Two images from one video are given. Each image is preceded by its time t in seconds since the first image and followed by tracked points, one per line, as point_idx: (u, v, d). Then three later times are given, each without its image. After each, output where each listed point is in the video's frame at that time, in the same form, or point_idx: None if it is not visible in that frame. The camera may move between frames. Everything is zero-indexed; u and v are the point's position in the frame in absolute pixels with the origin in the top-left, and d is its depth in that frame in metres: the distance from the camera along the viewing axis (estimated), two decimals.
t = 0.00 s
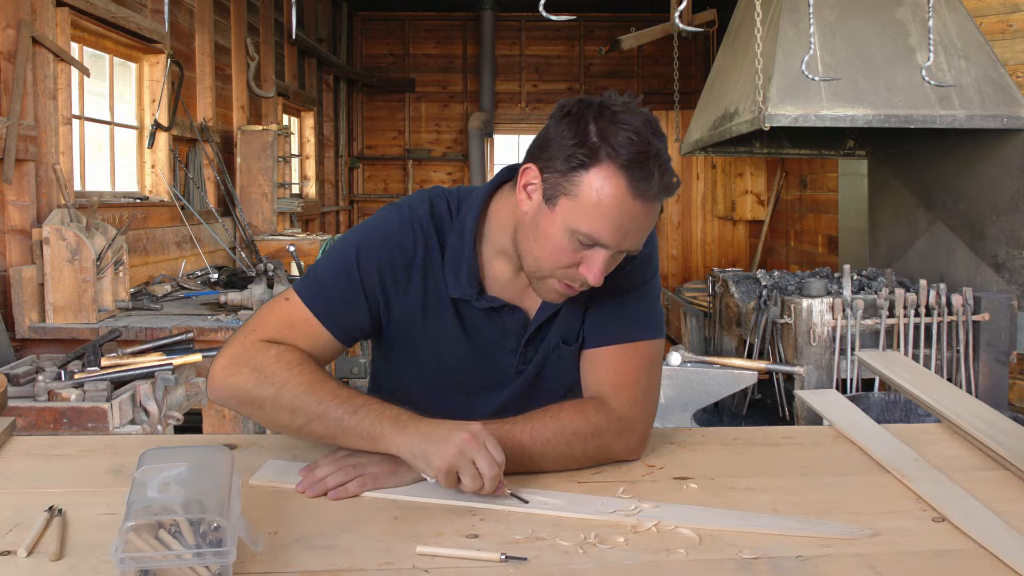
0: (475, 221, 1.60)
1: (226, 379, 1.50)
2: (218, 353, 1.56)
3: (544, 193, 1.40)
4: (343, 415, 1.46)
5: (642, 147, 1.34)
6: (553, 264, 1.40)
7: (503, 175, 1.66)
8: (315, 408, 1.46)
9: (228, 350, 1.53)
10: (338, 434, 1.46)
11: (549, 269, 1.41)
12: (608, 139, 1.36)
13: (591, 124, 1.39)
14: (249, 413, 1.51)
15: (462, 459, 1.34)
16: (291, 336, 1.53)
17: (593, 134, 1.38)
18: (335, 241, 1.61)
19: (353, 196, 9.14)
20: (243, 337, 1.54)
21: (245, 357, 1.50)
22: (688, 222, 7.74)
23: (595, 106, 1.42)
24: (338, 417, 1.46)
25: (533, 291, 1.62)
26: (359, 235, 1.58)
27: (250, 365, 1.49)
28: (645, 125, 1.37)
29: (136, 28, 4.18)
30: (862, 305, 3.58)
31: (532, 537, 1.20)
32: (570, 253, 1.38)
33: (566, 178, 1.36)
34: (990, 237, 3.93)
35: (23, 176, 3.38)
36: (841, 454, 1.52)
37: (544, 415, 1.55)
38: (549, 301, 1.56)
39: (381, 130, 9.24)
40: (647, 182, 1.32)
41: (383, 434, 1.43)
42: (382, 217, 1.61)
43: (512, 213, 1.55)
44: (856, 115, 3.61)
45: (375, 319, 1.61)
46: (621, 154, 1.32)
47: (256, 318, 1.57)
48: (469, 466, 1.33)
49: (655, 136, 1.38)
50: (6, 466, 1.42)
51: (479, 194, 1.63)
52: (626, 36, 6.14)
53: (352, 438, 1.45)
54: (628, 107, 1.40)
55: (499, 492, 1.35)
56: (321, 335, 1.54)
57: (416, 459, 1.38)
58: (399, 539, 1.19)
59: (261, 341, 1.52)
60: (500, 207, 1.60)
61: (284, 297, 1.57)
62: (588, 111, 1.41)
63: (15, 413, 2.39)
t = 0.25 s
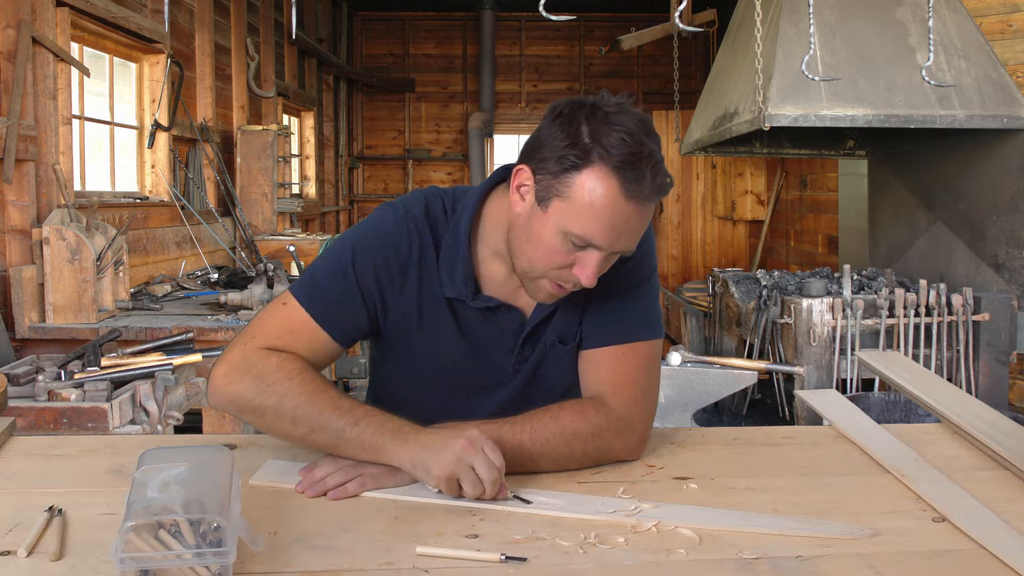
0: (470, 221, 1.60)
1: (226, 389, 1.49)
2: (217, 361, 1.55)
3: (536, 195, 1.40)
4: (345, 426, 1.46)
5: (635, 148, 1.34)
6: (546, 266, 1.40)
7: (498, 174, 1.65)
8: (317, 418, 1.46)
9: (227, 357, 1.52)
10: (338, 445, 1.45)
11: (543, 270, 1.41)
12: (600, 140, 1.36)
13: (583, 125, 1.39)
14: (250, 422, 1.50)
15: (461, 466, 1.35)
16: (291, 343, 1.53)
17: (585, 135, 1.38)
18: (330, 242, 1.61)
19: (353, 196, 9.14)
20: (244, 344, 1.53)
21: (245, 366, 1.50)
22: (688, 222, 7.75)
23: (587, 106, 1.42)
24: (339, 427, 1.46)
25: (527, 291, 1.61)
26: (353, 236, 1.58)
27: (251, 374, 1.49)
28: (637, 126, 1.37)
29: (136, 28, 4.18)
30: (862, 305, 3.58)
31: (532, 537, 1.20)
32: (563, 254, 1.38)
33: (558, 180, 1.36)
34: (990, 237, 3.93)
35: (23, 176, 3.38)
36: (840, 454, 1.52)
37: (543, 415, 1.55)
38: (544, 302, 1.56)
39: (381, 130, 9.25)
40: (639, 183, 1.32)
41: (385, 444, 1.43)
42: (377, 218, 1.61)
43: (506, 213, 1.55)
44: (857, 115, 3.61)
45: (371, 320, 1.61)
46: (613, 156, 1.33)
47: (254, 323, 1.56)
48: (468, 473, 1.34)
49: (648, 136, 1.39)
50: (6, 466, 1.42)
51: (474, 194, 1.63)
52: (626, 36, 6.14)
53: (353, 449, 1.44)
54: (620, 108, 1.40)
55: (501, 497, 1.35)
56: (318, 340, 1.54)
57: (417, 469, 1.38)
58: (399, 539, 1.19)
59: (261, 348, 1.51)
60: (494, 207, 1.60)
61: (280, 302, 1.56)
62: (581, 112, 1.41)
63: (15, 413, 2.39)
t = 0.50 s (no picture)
0: (471, 222, 1.60)
1: (249, 404, 1.43)
2: (233, 377, 1.49)
3: (535, 195, 1.40)
4: (373, 438, 1.41)
5: (632, 146, 1.34)
6: (546, 267, 1.40)
7: (497, 176, 1.65)
8: (345, 430, 1.41)
9: (245, 372, 1.46)
10: (366, 456, 1.40)
11: (543, 271, 1.41)
12: (596, 139, 1.36)
13: (580, 124, 1.39)
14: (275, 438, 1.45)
15: (500, 471, 1.33)
16: (313, 355, 1.48)
17: (582, 135, 1.38)
18: (334, 244, 1.59)
19: (353, 196, 9.14)
20: (264, 357, 1.47)
21: (268, 380, 1.44)
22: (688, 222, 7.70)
23: (583, 107, 1.42)
24: (368, 439, 1.41)
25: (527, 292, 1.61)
26: (356, 237, 1.57)
27: (273, 389, 1.43)
28: (634, 124, 1.38)
29: (136, 28, 4.18)
30: (862, 305, 3.58)
31: (532, 537, 1.20)
32: (563, 254, 1.37)
33: (557, 180, 1.36)
34: (991, 237, 3.93)
35: (23, 176, 3.38)
36: (841, 454, 1.52)
37: (543, 415, 1.55)
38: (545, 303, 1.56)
39: (381, 130, 9.25)
40: (637, 181, 1.32)
41: (416, 455, 1.39)
42: (378, 219, 1.60)
43: (507, 213, 1.55)
44: (857, 115, 3.61)
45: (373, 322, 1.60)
46: (610, 154, 1.33)
47: (268, 334, 1.51)
48: (508, 478, 1.32)
49: (645, 134, 1.39)
50: (5, 466, 1.42)
51: (474, 195, 1.63)
52: (626, 36, 6.14)
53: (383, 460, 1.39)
54: (616, 107, 1.40)
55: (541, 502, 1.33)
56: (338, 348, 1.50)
57: (454, 478, 1.35)
58: (400, 539, 1.19)
59: (283, 361, 1.46)
60: (495, 208, 1.60)
61: (294, 311, 1.51)
62: (577, 112, 1.41)
63: (15, 413, 2.39)
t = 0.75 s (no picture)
0: (481, 223, 1.60)
1: (238, 394, 1.49)
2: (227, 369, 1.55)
3: (554, 193, 1.39)
4: (357, 425, 1.44)
5: (654, 145, 1.34)
6: (563, 263, 1.40)
7: (508, 178, 1.66)
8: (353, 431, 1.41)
9: (238, 364, 1.52)
10: (350, 446, 1.43)
11: (559, 268, 1.42)
12: (618, 137, 1.36)
13: (601, 123, 1.39)
14: (262, 426, 1.50)
15: (476, 462, 1.34)
16: (302, 347, 1.52)
17: (603, 133, 1.38)
18: (341, 245, 1.61)
19: (353, 196, 9.15)
20: (254, 350, 1.52)
21: (256, 370, 1.50)
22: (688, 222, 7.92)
23: (604, 105, 1.42)
24: (352, 427, 1.44)
25: (539, 292, 1.62)
26: (364, 238, 1.58)
27: (261, 380, 1.48)
28: (655, 123, 1.38)
29: (136, 28, 4.18)
30: (862, 305, 3.58)
31: (532, 537, 1.20)
32: (581, 252, 1.37)
33: (577, 177, 1.36)
34: (991, 237, 3.93)
35: (23, 176, 3.38)
36: (840, 454, 1.52)
37: (544, 415, 1.55)
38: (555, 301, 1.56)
39: (381, 130, 9.25)
40: (658, 179, 1.32)
41: (395, 444, 1.41)
42: (387, 220, 1.61)
43: (518, 215, 1.56)
44: (857, 115, 3.61)
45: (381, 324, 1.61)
46: (632, 152, 1.33)
47: (264, 330, 1.56)
48: (484, 468, 1.33)
49: (665, 134, 1.39)
50: (5, 466, 1.42)
51: (484, 196, 1.63)
52: (626, 36, 6.14)
53: (364, 449, 1.42)
54: (637, 106, 1.40)
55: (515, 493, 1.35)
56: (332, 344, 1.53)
57: (429, 467, 1.37)
58: (399, 539, 1.19)
59: (273, 353, 1.51)
60: (506, 210, 1.60)
61: (292, 307, 1.55)
62: (598, 110, 1.41)
63: (15, 413, 2.39)
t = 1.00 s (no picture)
0: (475, 225, 1.60)
1: (227, 391, 1.50)
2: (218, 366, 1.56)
3: (543, 195, 1.40)
4: (345, 422, 1.46)
5: (641, 146, 1.34)
6: (553, 265, 1.40)
7: (502, 178, 1.65)
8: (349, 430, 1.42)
9: (229, 361, 1.53)
10: (340, 442, 1.45)
11: (549, 270, 1.42)
12: (606, 138, 1.36)
13: (589, 124, 1.39)
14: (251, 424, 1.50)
15: (464, 460, 1.35)
16: (293, 345, 1.53)
17: (591, 134, 1.38)
18: (334, 247, 1.61)
19: (353, 196, 9.14)
20: (244, 348, 1.53)
21: (246, 367, 1.50)
22: (688, 222, 7.69)
23: (593, 106, 1.42)
24: (340, 424, 1.46)
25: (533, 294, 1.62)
26: (356, 241, 1.58)
27: (251, 376, 1.49)
28: (643, 124, 1.38)
29: (136, 28, 4.18)
30: (862, 305, 3.58)
31: (532, 537, 1.20)
32: (570, 253, 1.37)
33: (565, 179, 1.36)
34: (991, 237, 3.93)
35: (23, 176, 3.38)
36: (840, 454, 1.52)
37: (544, 415, 1.55)
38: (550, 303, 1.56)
39: (381, 130, 9.24)
40: (646, 181, 1.32)
41: (384, 441, 1.43)
42: (380, 222, 1.61)
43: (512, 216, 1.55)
44: (857, 115, 3.61)
45: (376, 326, 1.61)
46: (619, 154, 1.33)
47: (256, 328, 1.57)
48: (470, 467, 1.34)
49: (654, 135, 1.39)
50: (5, 466, 1.42)
51: (478, 197, 1.63)
52: (626, 36, 6.14)
53: (354, 446, 1.44)
54: (625, 108, 1.40)
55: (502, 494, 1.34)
56: (322, 344, 1.54)
57: (418, 465, 1.38)
58: (399, 539, 1.19)
59: (262, 350, 1.52)
60: (500, 211, 1.60)
61: (284, 306, 1.56)
62: (586, 112, 1.41)
63: (15, 413, 2.39)
